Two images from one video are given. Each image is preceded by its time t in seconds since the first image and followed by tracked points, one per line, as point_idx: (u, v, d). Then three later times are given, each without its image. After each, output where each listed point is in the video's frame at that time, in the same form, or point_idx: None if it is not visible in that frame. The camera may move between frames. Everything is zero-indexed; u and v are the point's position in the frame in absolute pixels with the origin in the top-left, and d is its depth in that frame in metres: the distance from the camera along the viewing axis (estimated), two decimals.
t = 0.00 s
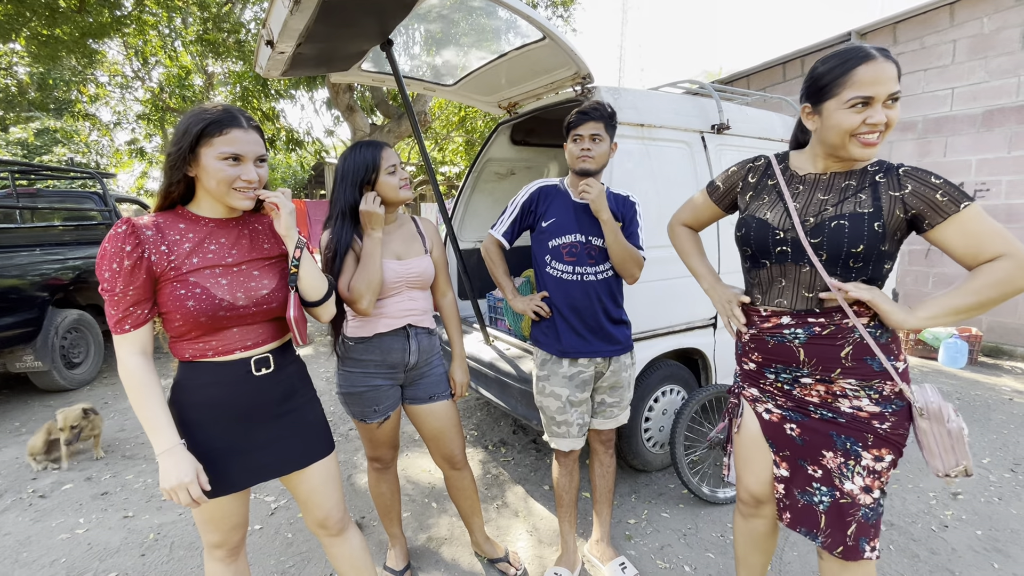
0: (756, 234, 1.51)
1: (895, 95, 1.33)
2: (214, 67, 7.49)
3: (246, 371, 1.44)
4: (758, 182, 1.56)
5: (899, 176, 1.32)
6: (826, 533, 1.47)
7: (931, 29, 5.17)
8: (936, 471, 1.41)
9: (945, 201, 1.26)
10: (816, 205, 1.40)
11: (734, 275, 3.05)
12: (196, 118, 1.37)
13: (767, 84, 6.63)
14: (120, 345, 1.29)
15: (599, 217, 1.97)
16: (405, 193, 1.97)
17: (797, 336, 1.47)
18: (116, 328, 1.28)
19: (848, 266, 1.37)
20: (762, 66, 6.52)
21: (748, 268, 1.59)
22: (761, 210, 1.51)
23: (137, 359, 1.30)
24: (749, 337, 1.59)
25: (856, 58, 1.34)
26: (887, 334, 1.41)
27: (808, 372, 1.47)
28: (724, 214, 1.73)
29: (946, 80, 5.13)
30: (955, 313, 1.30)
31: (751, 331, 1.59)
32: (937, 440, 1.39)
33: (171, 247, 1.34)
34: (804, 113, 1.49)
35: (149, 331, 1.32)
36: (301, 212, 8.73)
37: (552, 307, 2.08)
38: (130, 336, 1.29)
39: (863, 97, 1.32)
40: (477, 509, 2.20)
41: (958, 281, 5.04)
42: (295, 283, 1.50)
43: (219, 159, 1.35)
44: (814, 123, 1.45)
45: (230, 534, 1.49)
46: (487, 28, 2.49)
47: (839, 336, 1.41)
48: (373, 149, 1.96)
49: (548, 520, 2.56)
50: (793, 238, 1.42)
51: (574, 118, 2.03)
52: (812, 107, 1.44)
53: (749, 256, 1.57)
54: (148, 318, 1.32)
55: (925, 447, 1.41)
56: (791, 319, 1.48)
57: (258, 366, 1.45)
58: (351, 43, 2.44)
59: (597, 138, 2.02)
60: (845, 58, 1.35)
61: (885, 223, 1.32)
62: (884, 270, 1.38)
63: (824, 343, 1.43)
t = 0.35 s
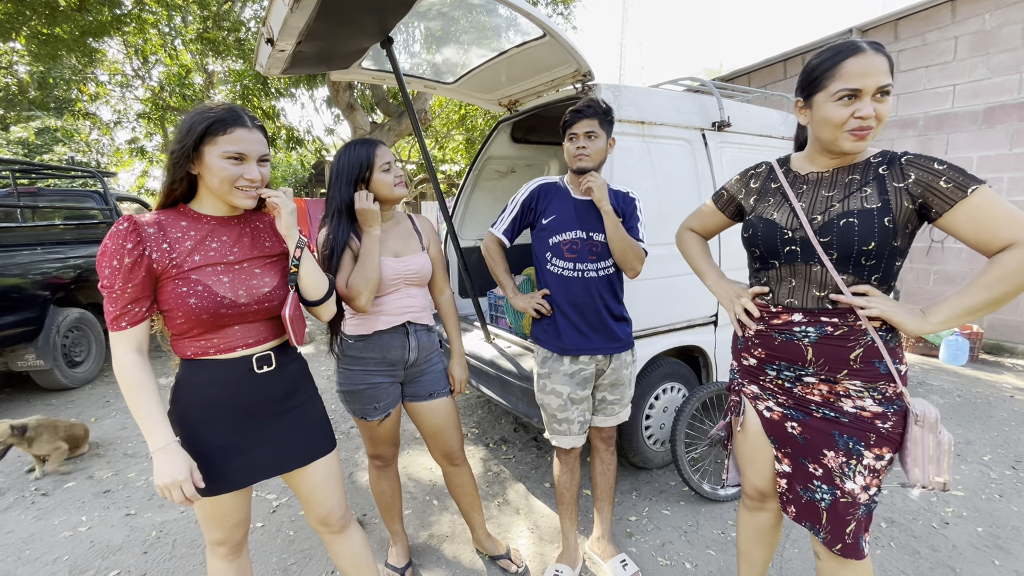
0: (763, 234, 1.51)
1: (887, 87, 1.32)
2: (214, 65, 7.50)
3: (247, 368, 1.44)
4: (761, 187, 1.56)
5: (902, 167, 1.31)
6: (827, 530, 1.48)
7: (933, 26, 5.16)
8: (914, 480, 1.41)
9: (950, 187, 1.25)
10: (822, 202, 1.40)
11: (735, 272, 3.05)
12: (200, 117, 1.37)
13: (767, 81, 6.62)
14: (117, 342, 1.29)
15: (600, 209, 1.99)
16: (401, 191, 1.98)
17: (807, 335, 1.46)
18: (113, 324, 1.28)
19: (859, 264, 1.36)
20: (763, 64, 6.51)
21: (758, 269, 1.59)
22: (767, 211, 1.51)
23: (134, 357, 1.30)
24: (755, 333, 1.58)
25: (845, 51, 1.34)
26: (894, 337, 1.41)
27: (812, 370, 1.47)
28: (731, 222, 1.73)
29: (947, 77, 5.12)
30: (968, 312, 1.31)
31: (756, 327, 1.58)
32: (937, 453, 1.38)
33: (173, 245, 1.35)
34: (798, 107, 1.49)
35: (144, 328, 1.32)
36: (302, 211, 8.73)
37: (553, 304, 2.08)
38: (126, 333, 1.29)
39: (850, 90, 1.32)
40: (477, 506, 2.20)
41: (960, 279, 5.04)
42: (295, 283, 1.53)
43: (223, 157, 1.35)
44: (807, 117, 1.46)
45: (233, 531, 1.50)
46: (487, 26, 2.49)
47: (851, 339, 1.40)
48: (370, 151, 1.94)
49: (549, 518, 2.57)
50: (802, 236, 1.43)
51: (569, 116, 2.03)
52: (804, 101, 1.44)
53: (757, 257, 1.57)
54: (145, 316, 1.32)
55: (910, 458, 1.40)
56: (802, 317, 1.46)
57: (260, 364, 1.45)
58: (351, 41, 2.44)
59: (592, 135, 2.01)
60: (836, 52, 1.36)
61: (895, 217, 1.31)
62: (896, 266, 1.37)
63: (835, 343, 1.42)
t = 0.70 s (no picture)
0: (764, 233, 1.52)
1: (887, 81, 1.32)
2: (214, 64, 7.49)
3: (247, 366, 1.44)
4: (764, 185, 1.56)
5: (904, 162, 1.31)
6: (824, 530, 1.48)
7: (934, 22, 5.15)
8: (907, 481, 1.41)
9: (952, 183, 1.24)
10: (823, 201, 1.40)
11: (736, 269, 3.05)
12: (193, 118, 1.34)
13: (768, 78, 6.61)
14: (114, 331, 1.28)
15: (602, 207, 1.99)
16: (396, 190, 1.98)
17: (808, 333, 1.46)
18: (109, 313, 1.27)
19: (861, 265, 1.35)
20: (763, 60, 6.49)
21: (760, 268, 1.60)
22: (769, 210, 1.52)
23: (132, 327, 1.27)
24: (757, 328, 1.59)
25: (847, 45, 1.34)
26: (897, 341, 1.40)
27: (812, 368, 1.47)
28: (732, 219, 1.72)
29: (948, 73, 5.11)
30: (971, 315, 1.31)
31: (759, 322, 1.58)
32: (932, 455, 1.36)
33: (172, 241, 1.35)
34: (799, 102, 1.49)
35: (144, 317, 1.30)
36: (302, 209, 8.73)
37: (554, 302, 2.08)
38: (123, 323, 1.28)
39: (850, 84, 1.32)
40: (476, 499, 2.25)
41: (962, 275, 5.03)
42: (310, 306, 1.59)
43: (207, 163, 1.31)
44: (808, 112, 1.46)
45: (236, 529, 1.50)
46: (487, 23, 2.48)
47: (852, 338, 1.39)
48: (359, 150, 1.94)
49: (551, 515, 2.57)
50: (804, 236, 1.43)
51: (570, 113, 2.01)
52: (805, 96, 1.44)
53: (762, 258, 1.57)
54: (144, 305, 1.30)
55: (905, 458, 1.41)
56: (804, 315, 1.46)
57: (260, 361, 1.45)
58: (351, 39, 2.43)
59: (592, 133, 2.00)
60: (837, 46, 1.36)
61: (896, 214, 1.30)
62: (898, 266, 1.36)
63: (835, 343, 1.41)
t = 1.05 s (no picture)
0: (762, 224, 1.52)
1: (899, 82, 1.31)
2: (213, 63, 7.48)
3: (252, 363, 1.44)
4: (767, 177, 1.56)
5: (907, 165, 1.30)
6: (825, 524, 1.49)
7: (934, 17, 5.14)
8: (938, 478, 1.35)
9: (954, 187, 1.25)
10: (823, 195, 1.40)
11: (737, 266, 3.05)
12: (199, 119, 1.33)
13: (768, 74, 6.60)
14: (114, 320, 1.23)
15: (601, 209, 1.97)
16: (385, 190, 1.96)
17: (801, 329, 1.47)
18: (112, 303, 1.23)
19: (855, 255, 1.36)
20: (763, 57, 6.48)
21: (757, 259, 1.59)
22: (768, 200, 1.51)
23: (134, 311, 1.22)
24: (754, 329, 1.59)
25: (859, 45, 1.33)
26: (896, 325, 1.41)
27: (809, 364, 1.48)
28: (732, 211, 1.73)
29: (949, 68, 5.10)
30: (968, 306, 1.29)
31: (755, 324, 1.59)
32: (954, 448, 1.30)
33: (178, 239, 1.36)
34: (808, 99, 1.48)
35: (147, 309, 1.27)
36: (303, 208, 8.73)
37: (556, 300, 2.09)
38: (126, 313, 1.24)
39: (861, 86, 1.31)
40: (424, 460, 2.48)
41: (962, 271, 5.03)
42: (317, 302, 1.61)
43: (211, 165, 1.31)
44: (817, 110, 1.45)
45: (240, 527, 1.51)
46: (487, 20, 2.48)
47: (844, 331, 1.41)
48: (351, 147, 1.95)
49: (554, 512, 2.58)
50: (800, 226, 1.43)
51: (571, 111, 2.00)
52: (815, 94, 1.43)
53: (757, 249, 1.57)
54: (147, 296, 1.27)
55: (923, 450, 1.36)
56: (796, 313, 1.48)
57: (265, 359, 1.46)
58: (351, 38, 2.43)
59: (593, 130, 2.00)
60: (851, 45, 1.34)
61: (895, 210, 1.30)
62: (892, 259, 1.37)
63: (827, 337, 1.43)
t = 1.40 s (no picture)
0: (765, 235, 1.52)
1: (908, 87, 1.31)
2: (211, 62, 7.46)
3: (252, 364, 1.44)
4: (769, 183, 1.55)
5: (908, 173, 1.30)
6: (836, 530, 1.46)
7: (934, 13, 5.12)
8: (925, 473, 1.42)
9: (956, 196, 1.24)
10: (824, 207, 1.40)
11: (738, 265, 3.05)
12: (201, 121, 1.32)
13: (767, 72, 6.58)
14: (111, 321, 1.22)
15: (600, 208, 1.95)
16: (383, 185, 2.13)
17: (807, 327, 1.46)
18: (110, 303, 1.23)
19: (859, 269, 1.37)
20: (762, 54, 6.47)
21: (760, 268, 1.60)
22: (771, 212, 1.51)
23: (132, 311, 1.21)
24: (758, 330, 1.59)
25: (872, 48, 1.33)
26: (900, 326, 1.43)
27: (815, 361, 1.47)
28: (735, 213, 1.73)
29: (949, 65, 5.09)
30: (971, 316, 1.31)
31: (758, 324, 1.59)
32: (949, 446, 1.38)
33: (177, 239, 1.35)
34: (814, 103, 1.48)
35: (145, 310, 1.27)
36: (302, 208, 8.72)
37: (556, 299, 2.08)
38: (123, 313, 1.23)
39: (870, 87, 1.31)
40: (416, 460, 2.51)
41: (962, 268, 5.03)
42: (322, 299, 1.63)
43: (212, 167, 1.30)
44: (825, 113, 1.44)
45: (242, 529, 1.51)
46: (486, 19, 2.48)
47: (852, 330, 1.40)
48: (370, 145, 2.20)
49: (555, 512, 2.58)
50: (803, 240, 1.43)
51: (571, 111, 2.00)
52: (822, 96, 1.43)
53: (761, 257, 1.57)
54: (145, 297, 1.26)
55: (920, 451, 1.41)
56: (802, 312, 1.47)
57: (265, 360, 1.45)
58: (349, 37, 2.42)
59: (593, 130, 1.99)
60: (858, 49, 1.34)
61: (895, 222, 1.30)
62: (897, 267, 1.37)
63: (834, 335, 1.42)
